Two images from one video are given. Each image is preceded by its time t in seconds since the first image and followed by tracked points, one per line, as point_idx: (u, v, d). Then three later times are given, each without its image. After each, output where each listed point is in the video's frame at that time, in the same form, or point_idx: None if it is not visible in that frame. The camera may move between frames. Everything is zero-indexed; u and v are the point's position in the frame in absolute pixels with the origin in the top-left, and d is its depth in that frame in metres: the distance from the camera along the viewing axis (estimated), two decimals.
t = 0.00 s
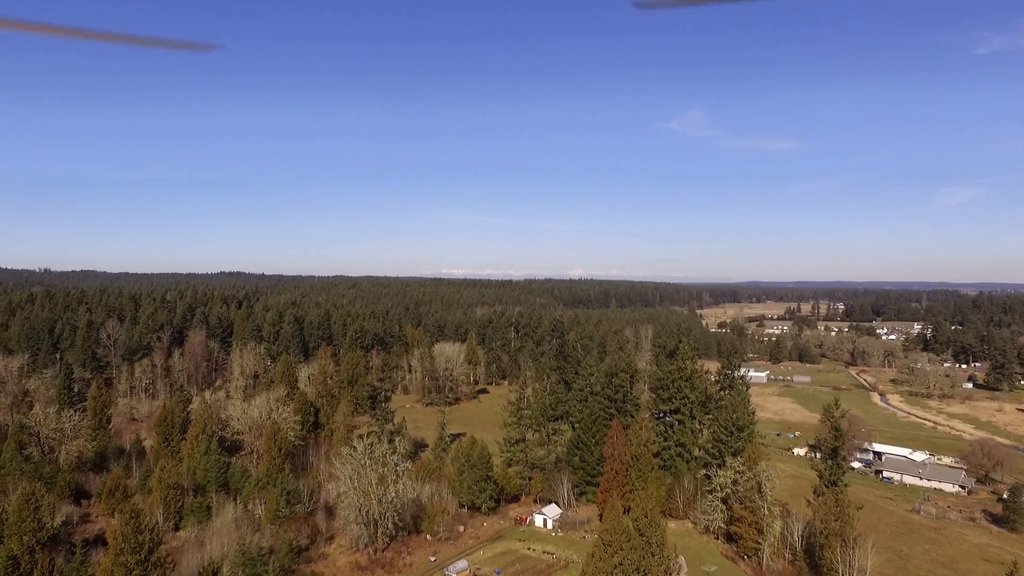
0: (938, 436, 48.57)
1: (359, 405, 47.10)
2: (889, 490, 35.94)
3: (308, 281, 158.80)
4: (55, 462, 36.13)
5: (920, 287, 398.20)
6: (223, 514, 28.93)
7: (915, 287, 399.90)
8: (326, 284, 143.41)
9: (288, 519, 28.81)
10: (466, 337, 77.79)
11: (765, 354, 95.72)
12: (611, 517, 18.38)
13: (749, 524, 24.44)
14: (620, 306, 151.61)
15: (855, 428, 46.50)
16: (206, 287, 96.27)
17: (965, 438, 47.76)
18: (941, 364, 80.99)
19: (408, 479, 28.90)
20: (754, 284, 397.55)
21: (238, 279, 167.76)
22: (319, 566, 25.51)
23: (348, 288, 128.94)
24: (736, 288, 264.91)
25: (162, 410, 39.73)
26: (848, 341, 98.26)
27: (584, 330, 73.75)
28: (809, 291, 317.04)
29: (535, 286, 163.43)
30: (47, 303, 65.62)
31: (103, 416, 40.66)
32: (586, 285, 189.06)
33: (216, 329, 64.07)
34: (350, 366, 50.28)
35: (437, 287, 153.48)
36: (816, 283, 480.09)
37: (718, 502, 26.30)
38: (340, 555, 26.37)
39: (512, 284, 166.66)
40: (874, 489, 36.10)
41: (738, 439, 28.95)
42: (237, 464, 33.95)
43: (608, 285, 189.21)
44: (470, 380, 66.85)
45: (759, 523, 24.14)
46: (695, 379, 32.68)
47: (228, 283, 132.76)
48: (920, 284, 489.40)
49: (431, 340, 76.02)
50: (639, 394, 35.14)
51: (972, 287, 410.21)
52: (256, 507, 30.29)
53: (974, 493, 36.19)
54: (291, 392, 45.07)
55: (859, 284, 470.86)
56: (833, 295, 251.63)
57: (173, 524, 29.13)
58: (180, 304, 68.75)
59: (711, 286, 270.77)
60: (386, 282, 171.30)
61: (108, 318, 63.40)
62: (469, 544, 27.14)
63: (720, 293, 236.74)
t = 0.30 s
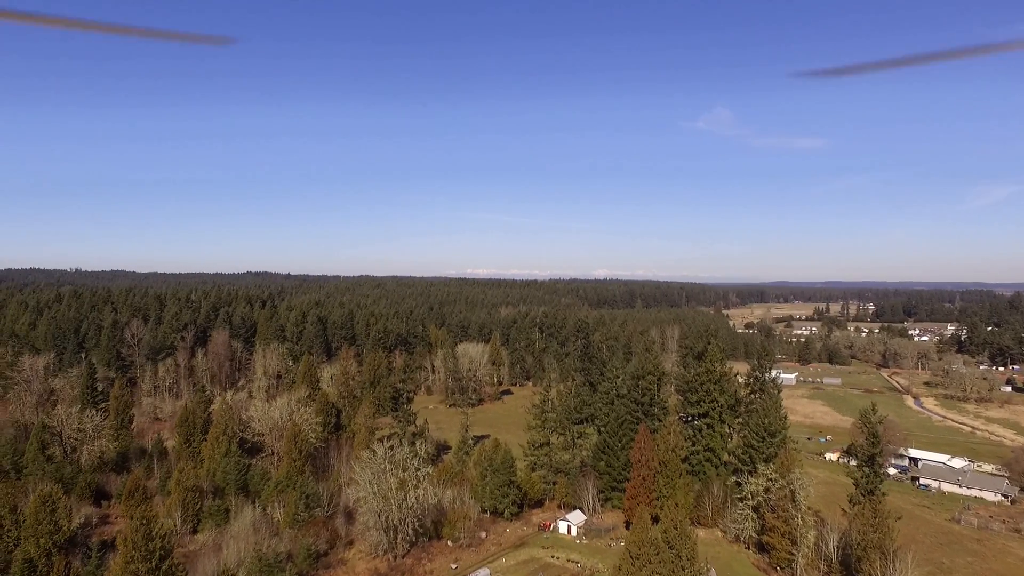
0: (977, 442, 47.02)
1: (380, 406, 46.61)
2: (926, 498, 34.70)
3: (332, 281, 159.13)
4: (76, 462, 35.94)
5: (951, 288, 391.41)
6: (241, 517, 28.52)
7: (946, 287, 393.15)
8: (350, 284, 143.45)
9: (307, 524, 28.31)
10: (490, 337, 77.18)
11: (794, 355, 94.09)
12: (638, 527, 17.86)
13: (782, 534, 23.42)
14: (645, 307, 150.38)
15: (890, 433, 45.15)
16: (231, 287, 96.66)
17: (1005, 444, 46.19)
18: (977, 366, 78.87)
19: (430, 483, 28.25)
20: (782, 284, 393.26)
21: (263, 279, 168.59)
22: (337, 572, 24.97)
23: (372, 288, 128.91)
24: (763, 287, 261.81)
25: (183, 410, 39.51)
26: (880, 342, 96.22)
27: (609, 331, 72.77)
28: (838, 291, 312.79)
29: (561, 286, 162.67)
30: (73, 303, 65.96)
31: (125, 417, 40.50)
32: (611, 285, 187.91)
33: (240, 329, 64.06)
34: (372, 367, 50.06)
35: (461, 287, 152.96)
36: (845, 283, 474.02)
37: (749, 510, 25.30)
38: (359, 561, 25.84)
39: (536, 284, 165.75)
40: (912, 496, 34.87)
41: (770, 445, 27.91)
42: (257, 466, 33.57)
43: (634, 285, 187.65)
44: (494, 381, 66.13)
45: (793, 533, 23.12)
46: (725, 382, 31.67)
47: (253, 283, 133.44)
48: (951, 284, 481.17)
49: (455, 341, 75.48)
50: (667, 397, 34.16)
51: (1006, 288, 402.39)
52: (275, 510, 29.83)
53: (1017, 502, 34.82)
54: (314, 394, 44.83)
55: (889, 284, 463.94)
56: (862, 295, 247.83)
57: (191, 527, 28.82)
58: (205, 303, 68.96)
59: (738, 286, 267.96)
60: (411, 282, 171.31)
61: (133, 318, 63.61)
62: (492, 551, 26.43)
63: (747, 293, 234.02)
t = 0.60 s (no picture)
0: None
1: (408, 408, 46.08)
2: (976, 509, 33.20)
3: (362, 281, 159.60)
4: (104, 462, 35.73)
5: (992, 288, 382.93)
6: (265, 520, 28.01)
7: (986, 288, 384.71)
8: (380, 284, 143.57)
9: (331, 530, 27.67)
10: (520, 337, 76.46)
11: (831, 357, 92.03)
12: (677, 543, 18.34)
13: (825, 549, 22.11)
14: (677, 307, 148.68)
15: (936, 439, 43.50)
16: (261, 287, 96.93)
17: None
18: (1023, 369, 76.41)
19: (457, 488, 27.48)
20: (816, 284, 387.60)
21: (295, 279, 169.77)
22: None
23: (402, 288, 128.69)
24: (797, 288, 257.98)
25: (210, 410, 39.25)
26: (919, 343, 93.84)
27: (640, 331, 71.61)
28: (875, 291, 307.31)
29: (592, 286, 161.37)
30: (106, 302, 66.34)
31: (153, 417, 40.28)
32: (642, 285, 186.16)
33: (269, 328, 64.07)
34: (399, 368, 49.56)
35: (491, 287, 152.43)
36: (882, 283, 466.01)
37: (790, 521, 24.04)
38: (385, 569, 25.20)
39: (567, 284, 164.73)
40: (960, 506, 33.39)
41: (811, 452, 26.71)
42: (282, 468, 33.12)
43: (665, 285, 185.78)
44: (524, 382, 65.31)
45: (837, 547, 21.80)
46: (763, 386, 30.53)
47: (284, 282, 133.98)
48: (991, 285, 470.74)
49: (484, 341, 74.86)
50: (702, 402, 33.10)
51: None
52: (299, 514, 29.29)
53: None
54: (341, 393, 44.97)
55: (926, 285, 455.10)
56: (899, 296, 243.10)
57: (214, 531, 28.48)
58: (235, 303, 69.14)
59: (771, 286, 264.47)
60: (441, 282, 171.11)
61: (163, 317, 63.78)
62: (520, 560, 25.61)
63: (781, 293, 230.71)
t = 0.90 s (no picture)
0: None
1: (435, 410, 45.56)
2: None
3: (391, 281, 159.83)
4: (129, 463, 35.52)
5: None
6: (288, 524, 27.51)
7: None
8: (408, 284, 143.46)
9: (355, 535, 27.09)
10: (549, 338, 75.70)
11: (866, 359, 89.99)
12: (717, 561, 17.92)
13: (869, 563, 20.95)
14: (708, 307, 146.76)
15: (981, 445, 41.93)
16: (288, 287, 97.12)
17: None
18: None
19: (484, 494, 26.77)
20: (850, 285, 381.38)
21: (324, 279, 170.61)
22: None
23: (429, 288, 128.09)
24: (830, 287, 254.00)
25: (236, 411, 38.98)
26: (959, 345, 91.43)
27: (671, 332, 70.43)
28: (910, 291, 301.50)
29: (621, 286, 160.00)
30: (135, 302, 66.64)
31: (179, 417, 40.09)
32: (672, 285, 184.24)
33: (296, 328, 64.03)
34: (424, 369, 49.06)
35: (519, 287, 151.68)
36: (917, 283, 457.59)
37: (831, 532, 22.83)
38: None
39: (595, 284, 163.51)
40: (1010, 518, 31.98)
41: (851, 460, 25.52)
42: (307, 471, 32.64)
43: (695, 285, 183.74)
44: (553, 383, 64.45)
45: (881, 561, 20.62)
46: (800, 390, 29.39)
47: (313, 282, 134.43)
48: None
49: (512, 342, 74.18)
50: (736, 406, 31.98)
51: None
52: (322, 518, 28.76)
53: None
54: (365, 396, 44.86)
55: (963, 285, 446.15)
56: (936, 296, 238.28)
57: (236, 534, 28.08)
58: (262, 303, 69.28)
59: (803, 287, 260.83)
60: (469, 281, 170.48)
61: (191, 317, 63.87)
62: (549, 569, 24.84)
63: (814, 293, 227.24)
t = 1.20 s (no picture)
0: None
1: (464, 412, 44.94)
2: None
3: (422, 280, 159.79)
4: (157, 463, 35.29)
5: None
6: (314, 528, 26.97)
7: None
8: (439, 284, 143.21)
9: (381, 542, 26.45)
10: (581, 339, 74.74)
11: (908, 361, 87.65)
12: None
13: None
14: (743, 307, 144.45)
15: None
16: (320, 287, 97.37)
17: None
18: None
19: (513, 501, 26.00)
20: (888, 285, 374.61)
21: (355, 280, 171.31)
22: None
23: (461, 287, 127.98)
24: (868, 287, 249.26)
25: (264, 412, 38.68)
26: (1005, 347, 88.66)
27: (705, 333, 69.06)
28: (952, 291, 294.74)
29: (654, 286, 158.41)
30: (168, 301, 66.93)
31: (208, 417, 39.90)
32: (706, 285, 182.07)
33: (326, 329, 63.91)
34: (454, 370, 48.38)
35: (551, 287, 150.64)
36: (958, 283, 448.00)
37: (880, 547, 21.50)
38: None
39: (628, 284, 161.96)
40: None
41: (899, 469, 24.28)
42: (334, 474, 32.13)
43: (730, 285, 181.23)
44: (585, 385, 63.50)
45: None
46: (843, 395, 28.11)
47: (345, 282, 134.83)
48: None
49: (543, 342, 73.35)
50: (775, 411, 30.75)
51: None
52: (348, 523, 28.16)
53: None
54: (394, 397, 44.50)
55: (1006, 285, 435.90)
56: (978, 296, 232.72)
57: (261, 538, 27.64)
58: (293, 303, 69.39)
59: (840, 287, 256.40)
60: (501, 281, 170.09)
61: (222, 317, 64.03)
62: None
63: (851, 293, 223.14)
